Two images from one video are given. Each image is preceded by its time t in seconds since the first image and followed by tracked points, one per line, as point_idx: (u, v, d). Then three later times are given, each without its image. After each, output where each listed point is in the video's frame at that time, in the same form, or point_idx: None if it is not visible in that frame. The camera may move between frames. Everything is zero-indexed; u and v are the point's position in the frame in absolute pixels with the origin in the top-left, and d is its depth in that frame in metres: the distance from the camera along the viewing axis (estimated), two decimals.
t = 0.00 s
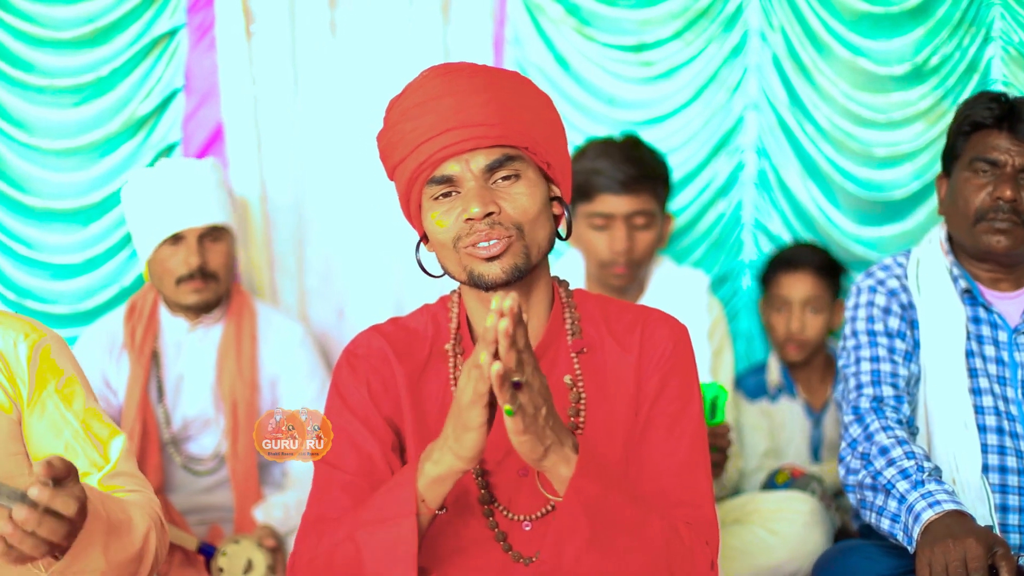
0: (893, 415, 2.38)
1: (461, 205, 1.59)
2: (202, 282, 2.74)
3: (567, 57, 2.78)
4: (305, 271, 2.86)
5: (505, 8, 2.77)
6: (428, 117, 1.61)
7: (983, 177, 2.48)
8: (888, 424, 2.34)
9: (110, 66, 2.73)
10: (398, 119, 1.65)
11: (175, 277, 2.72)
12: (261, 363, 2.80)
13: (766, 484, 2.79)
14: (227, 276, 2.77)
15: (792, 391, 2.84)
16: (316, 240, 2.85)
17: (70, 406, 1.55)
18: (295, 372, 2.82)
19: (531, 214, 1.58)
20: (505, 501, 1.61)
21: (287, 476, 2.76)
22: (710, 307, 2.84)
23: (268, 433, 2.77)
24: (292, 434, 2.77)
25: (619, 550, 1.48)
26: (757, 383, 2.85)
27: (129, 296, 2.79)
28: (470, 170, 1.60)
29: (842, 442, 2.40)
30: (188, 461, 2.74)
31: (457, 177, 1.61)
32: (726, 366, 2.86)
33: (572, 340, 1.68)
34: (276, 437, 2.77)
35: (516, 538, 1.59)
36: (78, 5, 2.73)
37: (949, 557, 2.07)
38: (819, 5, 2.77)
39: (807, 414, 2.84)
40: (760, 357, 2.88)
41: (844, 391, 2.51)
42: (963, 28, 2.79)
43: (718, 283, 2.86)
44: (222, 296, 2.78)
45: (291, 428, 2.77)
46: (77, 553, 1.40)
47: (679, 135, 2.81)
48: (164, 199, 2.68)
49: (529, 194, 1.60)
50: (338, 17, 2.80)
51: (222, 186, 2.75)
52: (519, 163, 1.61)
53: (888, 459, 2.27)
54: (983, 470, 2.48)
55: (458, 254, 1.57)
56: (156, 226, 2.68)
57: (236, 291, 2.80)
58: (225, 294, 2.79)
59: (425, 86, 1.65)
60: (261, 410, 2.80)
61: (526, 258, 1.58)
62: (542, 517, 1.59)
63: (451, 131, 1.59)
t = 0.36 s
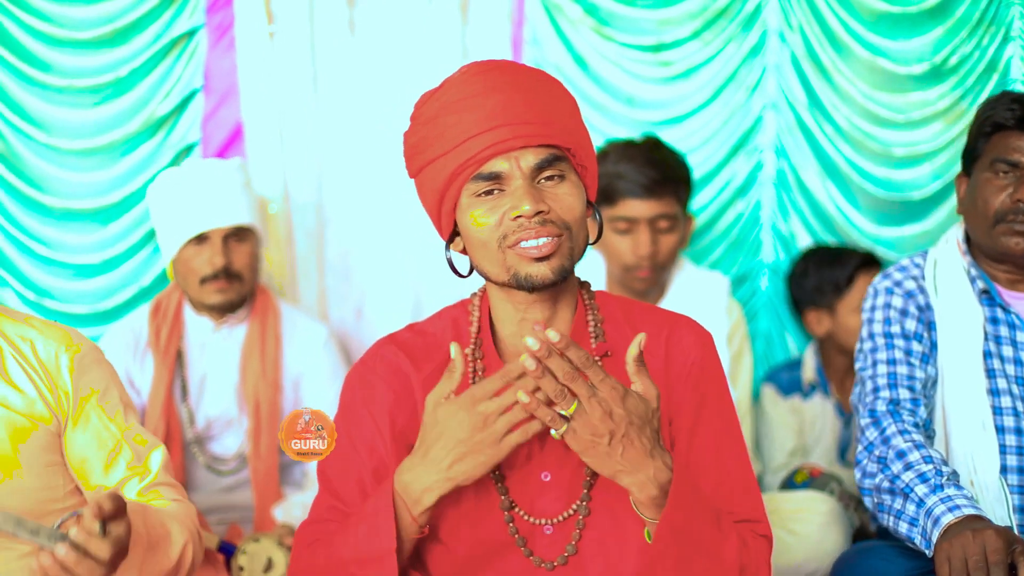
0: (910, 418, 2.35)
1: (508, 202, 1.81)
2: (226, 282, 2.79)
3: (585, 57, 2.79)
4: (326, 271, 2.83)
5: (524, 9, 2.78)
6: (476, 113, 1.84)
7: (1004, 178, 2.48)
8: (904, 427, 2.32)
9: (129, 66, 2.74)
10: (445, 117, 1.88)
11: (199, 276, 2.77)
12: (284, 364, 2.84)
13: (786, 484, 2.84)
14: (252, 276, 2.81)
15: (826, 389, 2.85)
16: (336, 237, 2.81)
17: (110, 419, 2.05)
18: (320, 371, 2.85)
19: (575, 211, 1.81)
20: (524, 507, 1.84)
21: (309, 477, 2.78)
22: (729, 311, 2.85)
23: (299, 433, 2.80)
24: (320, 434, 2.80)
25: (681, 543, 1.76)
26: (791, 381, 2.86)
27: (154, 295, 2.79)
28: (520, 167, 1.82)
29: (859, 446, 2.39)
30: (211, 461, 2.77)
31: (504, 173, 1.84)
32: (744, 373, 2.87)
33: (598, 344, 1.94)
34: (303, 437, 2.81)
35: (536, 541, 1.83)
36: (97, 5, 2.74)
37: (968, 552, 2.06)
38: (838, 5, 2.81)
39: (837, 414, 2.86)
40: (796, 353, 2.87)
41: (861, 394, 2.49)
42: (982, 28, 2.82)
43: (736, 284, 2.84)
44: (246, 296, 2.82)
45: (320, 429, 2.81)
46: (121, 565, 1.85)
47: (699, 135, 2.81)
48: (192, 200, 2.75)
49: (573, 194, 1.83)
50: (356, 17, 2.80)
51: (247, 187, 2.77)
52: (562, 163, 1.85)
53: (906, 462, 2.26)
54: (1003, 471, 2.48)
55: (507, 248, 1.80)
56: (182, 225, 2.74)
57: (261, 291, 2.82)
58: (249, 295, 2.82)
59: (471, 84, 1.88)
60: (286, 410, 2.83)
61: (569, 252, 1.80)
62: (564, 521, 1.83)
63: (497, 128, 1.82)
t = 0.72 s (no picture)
0: (925, 418, 2.35)
1: (519, 206, 1.94)
2: (220, 285, 2.78)
3: (597, 58, 2.79)
4: (334, 270, 2.83)
5: (536, 9, 2.78)
6: (495, 115, 1.97)
7: (1005, 180, 2.47)
8: (919, 427, 2.32)
9: (141, 66, 2.75)
10: (466, 117, 2.00)
11: (193, 280, 2.77)
12: (287, 364, 2.83)
13: (796, 484, 2.83)
14: (245, 277, 2.79)
15: (839, 388, 2.86)
16: (343, 242, 2.82)
17: (142, 433, 2.21)
18: (318, 371, 2.84)
19: (586, 220, 1.94)
20: (534, 509, 1.95)
21: (317, 476, 2.78)
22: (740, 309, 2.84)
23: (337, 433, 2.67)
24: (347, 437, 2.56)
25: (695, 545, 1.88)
26: (805, 378, 2.86)
27: (153, 299, 2.78)
28: (533, 172, 1.95)
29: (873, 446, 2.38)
30: (214, 462, 2.75)
31: (518, 176, 1.96)
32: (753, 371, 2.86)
33: (610, 348, 2.05)
34: (301, 437, 2.79)
35: (547, 547, 1.94)
36: (109, 5, 2.75)
37: (978, 557, 2.07)
38: (850, 5, 2.81)
39: (850, 415, 2.87)
40: (808, 352, 2.87)
41: (875, 394, 2.48)
42: (994, 28, 2.83)
43: (748, 283, 2.84)
44: (242, 297, 2.81)
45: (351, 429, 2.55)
46: None
47: (710, 135, 2.81)
48: (185, 203, 2.74)
49: (586, 202, 1.96)
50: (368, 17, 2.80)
51: (239, 186, 2.76)
52: (577, 171, 1.97)
53: (920, 462, 2.26)
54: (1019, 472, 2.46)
55: (515, 253, 1.93)
56: (176, 229, 2.73)
57: (258, 289, 2.81)
58: (247, 295, 2.81)
59: (493, 84, 2.00)
60: (287, 409, 2.83)
61: (576, 262, 1.92)
62: (573, 523, 1.94)
63: (514, 132, 1.94)
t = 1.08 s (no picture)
0: (934, 420, 2.34)
1: (529, 208, 1.98)
2: (254, 285, 2.79)
3: (607, 57, 2.79)
4: (347, 268, 2.83)
5: (545, 9, 2.79)
6: (505, 117, 2.01)
7: (1015, 180, 2.47)
8: (929, 428, 2.31)
9: (153, 66, 2.76)
10: (475, 119, 2.05)
11: (227, 278, 2.77)
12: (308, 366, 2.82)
13: (805, 486, 2.83)
14: (279, 280, 2.80)
15: (842, 392, 2.85)
16: (354, 241, 2.82)
17: (187, 449, 2.42)
18: (338, 373, 2.83)
19: (595, 221, 1.98)
20: (549, 507, 1.95)
21: (329, 476, 2.78)
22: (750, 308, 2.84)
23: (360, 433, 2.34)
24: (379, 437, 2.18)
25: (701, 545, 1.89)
26: (805, 383, 2.86)
27: (176, 295, 2.78)
28: (543, 174, 1.99)
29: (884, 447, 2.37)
30: (232, 461, 2.75)
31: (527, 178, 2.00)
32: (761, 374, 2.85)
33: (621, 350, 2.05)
34: (300, 437, 2.79)
35: (561, 546, 1.94)
36: (121, 5, 2.76)
37: (990, 555, 2.07)
38: (861, 5, 2.81)
39: (855, 418, 2.86)
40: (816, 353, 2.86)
41: (886, 394, 2.47)
42: (1005, 28, 2.83)
43: (758, 284, 2.84)
44: (270, 300, 2.81)
45: (378, 428, 2.18)
46: None
47: (720, 135, 2.81)
48: (220, 201, 2.75)
49: (595, 203, 2.00)
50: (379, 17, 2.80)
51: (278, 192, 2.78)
52: (587, 172, 2.01)
53: (931, 463, 2.25)
54: None
55: (524, 254, 1.97)
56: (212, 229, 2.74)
57: (286, 296, 2.81)
58: (274, 298, 2.81)
59: (502, 86, 2.05)
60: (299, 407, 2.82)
61: (585, 263, 1.96)
62: (586, 521, 1.94)
63: (525, 133, 1.99)
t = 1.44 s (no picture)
0: (934, 419, 2.34)
1: (520, 206, 1.98)
2: (249, 284, 2.78)
3: (608, 57, 2.79)
4: (347, 269, 2.83)
5: (546, 9, 2.79)
6: (495, 117, 2.03)
7: None
8: (929, 428, 2.31)
9: (153, 66, 2.76)
10: (466, 121, 2.06)
11: (223, 277, 2.77)
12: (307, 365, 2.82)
13: (805, 486, 2.82)
14: (274, 277, 2.79)
15: (840, 394, 2.84)
16: (355, 241, 2.82)
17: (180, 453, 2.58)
18: (336, 372, 2.83)
19: (589, 218, 1.97)
20: (551, 506, 1.96)
21: (330, 476, 2.78)
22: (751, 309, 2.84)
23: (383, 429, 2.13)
24: (410, 436, 2.08)
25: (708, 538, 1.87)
26: (804, 384, 2.85)
27: (176, 296, 2.79)
28: (532, 172, 1.99)
29: (884, 446, 2.37)
30: (233, 461, 2.75)
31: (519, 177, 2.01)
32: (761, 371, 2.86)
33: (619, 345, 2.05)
34: (300, 437, 2.79)
35: (561, 545, 1.95)
36: (120, 6, 2.76)
37: (990, 555, 2.07)
38: (861, 5, 2.81)
39: (853, 420, 2.84)
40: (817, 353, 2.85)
41: (886, 393, 2.47)
42: (1005, 28, 2.83)
43: (758, 284, 2.84)
44: (269, 296, 2.80)
45: (407, 428, 2.10)
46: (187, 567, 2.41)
47: (721, 135, 2.81)
48: (209, 199, 2.76)
49: (588, 199, 2.00)
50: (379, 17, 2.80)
51: (273, 190, 2.77)
52: (579, 168, 2.02)
53: (931, 463, 2.25)
54: None
55: (519, 253, 1.97)
56: (209, 226, 2.75)
57: (282, 291, 2.81)
58: (271, 295, 2.80)
59: (491, 88, 2.07)
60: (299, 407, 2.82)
61: (580, 260, 1.95)
62: (588, 519, 1.95)
63: (515, 132, 2.00)
